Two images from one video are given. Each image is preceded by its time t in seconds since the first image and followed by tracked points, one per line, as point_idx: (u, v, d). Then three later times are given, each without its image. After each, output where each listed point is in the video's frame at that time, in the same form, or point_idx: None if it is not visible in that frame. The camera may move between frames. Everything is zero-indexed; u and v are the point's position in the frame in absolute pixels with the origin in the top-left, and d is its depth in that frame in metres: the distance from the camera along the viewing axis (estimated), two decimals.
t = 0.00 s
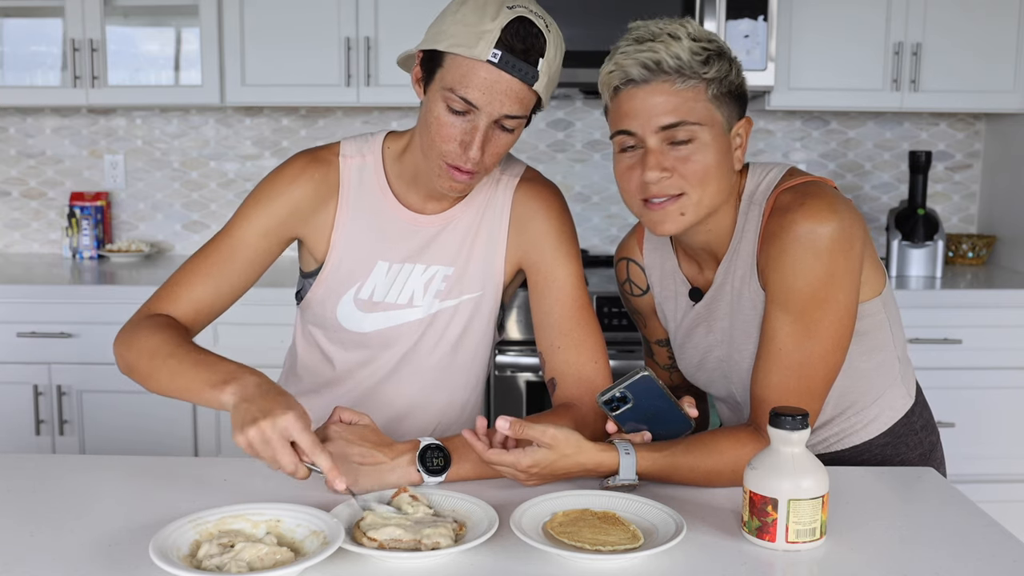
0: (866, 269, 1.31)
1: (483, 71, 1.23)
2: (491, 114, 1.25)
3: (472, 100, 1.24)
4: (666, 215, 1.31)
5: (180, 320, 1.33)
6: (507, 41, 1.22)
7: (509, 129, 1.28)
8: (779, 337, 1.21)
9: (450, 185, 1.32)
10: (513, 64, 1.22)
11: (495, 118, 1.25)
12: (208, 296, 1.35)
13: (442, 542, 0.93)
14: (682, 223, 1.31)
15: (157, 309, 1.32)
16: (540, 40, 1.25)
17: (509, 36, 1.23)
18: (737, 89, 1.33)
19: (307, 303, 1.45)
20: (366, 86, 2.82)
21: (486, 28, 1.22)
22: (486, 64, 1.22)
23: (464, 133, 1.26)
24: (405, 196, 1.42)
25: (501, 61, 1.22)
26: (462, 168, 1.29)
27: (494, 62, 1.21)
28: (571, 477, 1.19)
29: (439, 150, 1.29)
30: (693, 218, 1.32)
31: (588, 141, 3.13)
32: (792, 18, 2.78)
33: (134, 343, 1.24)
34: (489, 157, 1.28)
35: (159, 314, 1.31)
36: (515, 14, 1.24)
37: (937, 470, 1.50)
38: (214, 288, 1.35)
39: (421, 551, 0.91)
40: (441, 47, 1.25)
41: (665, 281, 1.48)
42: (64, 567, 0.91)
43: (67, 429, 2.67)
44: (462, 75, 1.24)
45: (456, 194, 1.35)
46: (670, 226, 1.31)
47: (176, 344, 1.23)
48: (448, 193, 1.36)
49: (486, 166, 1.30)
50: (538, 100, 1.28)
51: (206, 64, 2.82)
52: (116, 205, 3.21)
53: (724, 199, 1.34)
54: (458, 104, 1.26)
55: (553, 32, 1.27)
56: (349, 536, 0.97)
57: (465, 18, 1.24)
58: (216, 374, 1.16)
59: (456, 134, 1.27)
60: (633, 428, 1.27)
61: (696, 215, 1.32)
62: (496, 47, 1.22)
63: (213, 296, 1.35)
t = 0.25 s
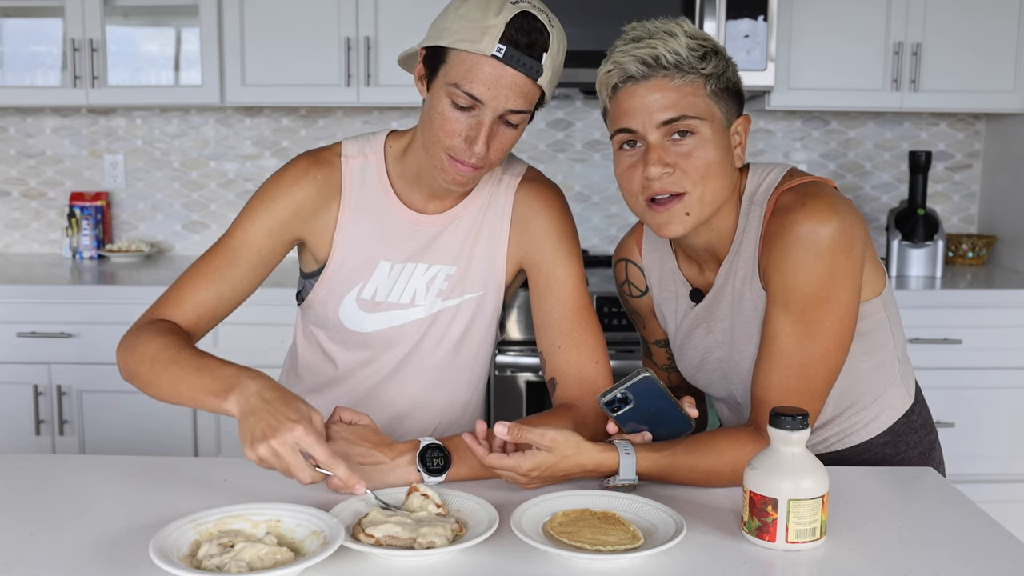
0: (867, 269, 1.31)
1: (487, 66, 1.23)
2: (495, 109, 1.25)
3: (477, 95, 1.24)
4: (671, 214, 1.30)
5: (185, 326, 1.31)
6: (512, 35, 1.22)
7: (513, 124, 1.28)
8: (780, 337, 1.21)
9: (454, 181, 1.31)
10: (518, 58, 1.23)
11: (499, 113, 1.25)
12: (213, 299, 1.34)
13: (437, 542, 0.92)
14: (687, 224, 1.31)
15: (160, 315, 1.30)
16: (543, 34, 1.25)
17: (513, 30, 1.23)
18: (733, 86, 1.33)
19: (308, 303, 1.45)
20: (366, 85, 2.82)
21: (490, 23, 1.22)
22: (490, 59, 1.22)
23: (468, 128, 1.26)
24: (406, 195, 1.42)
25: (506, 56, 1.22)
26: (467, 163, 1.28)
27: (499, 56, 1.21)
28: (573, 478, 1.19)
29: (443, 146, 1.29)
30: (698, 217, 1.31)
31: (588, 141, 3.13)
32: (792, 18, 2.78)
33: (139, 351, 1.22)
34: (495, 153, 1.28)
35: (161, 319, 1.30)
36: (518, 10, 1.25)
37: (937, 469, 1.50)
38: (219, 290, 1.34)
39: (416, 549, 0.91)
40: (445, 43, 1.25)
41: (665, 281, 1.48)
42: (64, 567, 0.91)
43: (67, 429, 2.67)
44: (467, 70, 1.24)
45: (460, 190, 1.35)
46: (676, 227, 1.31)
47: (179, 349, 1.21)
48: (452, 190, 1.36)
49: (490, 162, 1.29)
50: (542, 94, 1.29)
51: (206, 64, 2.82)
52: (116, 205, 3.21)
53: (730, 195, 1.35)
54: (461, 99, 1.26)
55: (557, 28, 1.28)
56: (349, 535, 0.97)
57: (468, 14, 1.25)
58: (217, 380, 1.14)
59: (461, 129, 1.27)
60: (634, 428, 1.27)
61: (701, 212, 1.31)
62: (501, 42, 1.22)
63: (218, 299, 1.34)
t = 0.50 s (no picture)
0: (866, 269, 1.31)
1: (482, 66, 1.23)
2: (492, 109, 1.25)
3: (473, 96, 1.24)
4: (668, 214, 1.30)
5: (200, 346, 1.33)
6: (505, 34, 1.23)
7: (510, 124, 1.28)
8: (780, 338, 1.21)
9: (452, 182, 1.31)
10: (513, 58, 1.23)
11: (496, 113, 1.25)
12: (225, 316, 1.35)
13: (436, 541, 0.92)
14: (685, 224, 1.31)
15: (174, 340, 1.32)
16: (537, 33, 1.26)
17: (507, 30, 1.23)
18: (733, 87, 1.33)
19: (307, 307, 1.45)
20: (366, 85, 2.82)
21: (483, 23, 1.23)
22: (485, 59, 1.22)
23: (465, 129, 1.26)
24: (404, 198, 1.42)
25: (501, 55, 1.22)
26: (465, 164, 1.28)
27: (494, 56, 1.21)
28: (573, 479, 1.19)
29: (440, 147, 1.29)
30: (695, 217, 1.31)
31: (588, 141, 3.13)
32: (792, 18, 2.78)
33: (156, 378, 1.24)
34: (492, 153, 1.28)
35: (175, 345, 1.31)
36: (512, 8, 1.25)
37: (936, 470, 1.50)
38: (230, 307, 1.35)
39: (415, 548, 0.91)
40: (439, 43, 1.25)
41: (665, 282, 1.48)
42: (64, 567, 0.91)
43: (67, 429, 2.67)
44: (462, 71, 1.24)
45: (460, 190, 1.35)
46: (675, 227, 1.31)
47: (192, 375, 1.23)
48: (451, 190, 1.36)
49: (488, 162, 1.29)
50: (538, 93, 1.29)
51: (206, 64, 2.82)
52: (116, 205, 3.21)
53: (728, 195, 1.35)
54: (458, 100, 1.25)
55: (550, 25, 1.29)
56: (349, 534, 0.97)
57: (462, 14, 1.25)
58: (218, 408, 1.16)
59: (457, 130, 1.26)
60: (634, 428, 1.27)
61: (698, 213, 1.31)
62: (495, 41, 1.22)
63: (231, 315, 1.35)
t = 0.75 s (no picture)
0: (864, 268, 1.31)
1: (479, 65, 1.23)
2: (489, 108, 1.25)
3: (470, 95, 1.24)
4: (665, 211, 1.30)
5: (230, 367, 1.35)
6: (502, 33, 1.23)
7: (507, 123, 1.28)
8: (778, 337, 1.21)
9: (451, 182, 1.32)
10: (510, 57, 1.23)
11: (493, 112, 1.25)
12: (248, 333, 1.36)
13: (437, 541, 0.92)
14: (682, 219, 1.31)
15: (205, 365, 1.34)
16: (534, 32, 1.26)
17: (504, 29, 1.23)
18: (728, 85, 1.33)
19: (307, 308, 1.45)
20: (366, 85, 2.82)
21: (480, 22, 1.23)
22: (481, 58, 1.22)
23: (462, 129, 1.26)
24: (401, 198, 1.42)
25: (497, 54, 1.22)
26: (464, 164, 1.29)
27: (491, 55, 1.21)
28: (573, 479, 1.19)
29: (438, 146, 1.29)
30: (692, 213, 1.31)
31: (588, 141, 3.13)
32: (792, 19, 2.78)
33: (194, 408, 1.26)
34: (490, 151, 1.28)
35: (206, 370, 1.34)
36: (508, 8, 1.25)
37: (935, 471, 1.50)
38: (253, 327, 1.36)
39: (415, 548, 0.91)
40: (436, 44, 1.25)
41: (663, 281, 1.48)
42: (64, 567, 0.91)
43: (67, 429, 2.67)
44: (459, 71, 1.24)
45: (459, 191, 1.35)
46: (672, 222, 1.31)
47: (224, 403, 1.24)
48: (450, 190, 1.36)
49: (487, 161, 1.29)
50: (535, 91, 1.29)
51: (206, 64, 2.81)
52: (116, 205, 3.21)
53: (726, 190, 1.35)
54: (455, 100, 1.25)
55: (546, 24, 1.29)
56: (349, 534, 0.97)
57: (458, 13, 1.25)
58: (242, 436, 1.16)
59: (455, 130, 1.27)
60: (633, 428, 1.27)
61: (695, 210, 1.31)
62: (492, 40, 1.22)
63: (253, 330, 1.37)
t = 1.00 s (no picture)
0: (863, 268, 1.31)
1: (478, 61, 1.23)
2: (488, 104, 1.25)
3: (470, 91, 1.24)
4: (666, 214, 1.30)
5: (246, 375, 1.33)
6: (499, 29, 1.23)
7: (507, 119, 1.28)
8: (778, 337, 1.21)
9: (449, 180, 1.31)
10: (508, 52, 1.23)
11: (492, 108, 1.25)
12: (261, 339, 1.35)
13: (437, 541, 0.92)
14: (683, 222, 1.31)
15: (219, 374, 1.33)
16: (531, 27, 1.26)
17: (501, 24, 1.23)
18: (727, 86, 1.33)
19: (307, 308, 1.45)
20: (366, 86, 2.82)
21: (477, 18, 1.23)
22: (479, 54, 1.23)
23: (462, 126, 1.26)
24: (400, 199, 1.42)
25: (495, 50, 1.22)
26: (463, 161, 1.29)
27: (488, 51, 1.22)
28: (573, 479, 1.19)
29: (438, 144, 1.29)
30: (693, 215, 1.31)
31: (588, 141, 3.13)
32: (792, 18, 2.78)
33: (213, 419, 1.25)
34: (490, 148, 1.28)
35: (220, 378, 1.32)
36: (505, 3, 1.25)
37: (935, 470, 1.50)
38: (263, 330, 1.35)
39: (414, 549, 0.91)
40: (433, 41, 1.25)
41: (661, 282, 1.48)
42: (64, 567, 0.91)
43: (67, 429, 2.67)
44: (457, 67, 1.24)
45: (457, 191, 1.35)
46: (671, 225, 1.31)
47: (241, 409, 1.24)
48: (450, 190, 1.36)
49: (487, 157, 1.29)
50: (534, 87, 1.29)
51: (206, 64, 2.82)
52: (116, 205, 3.21)
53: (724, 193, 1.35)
54: (454, 97, 1.25)
55: (542, 19, 1.29)
56: (349, 534, 0.97)
57: (455, 11, 1.25)
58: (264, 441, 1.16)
59: (454, 127, 1.27)
60: (633, 428, 1.27)
61: (696, 211, 1.31)
62: (490, 36, 1.22)
63: (266, 335, 1.36)
